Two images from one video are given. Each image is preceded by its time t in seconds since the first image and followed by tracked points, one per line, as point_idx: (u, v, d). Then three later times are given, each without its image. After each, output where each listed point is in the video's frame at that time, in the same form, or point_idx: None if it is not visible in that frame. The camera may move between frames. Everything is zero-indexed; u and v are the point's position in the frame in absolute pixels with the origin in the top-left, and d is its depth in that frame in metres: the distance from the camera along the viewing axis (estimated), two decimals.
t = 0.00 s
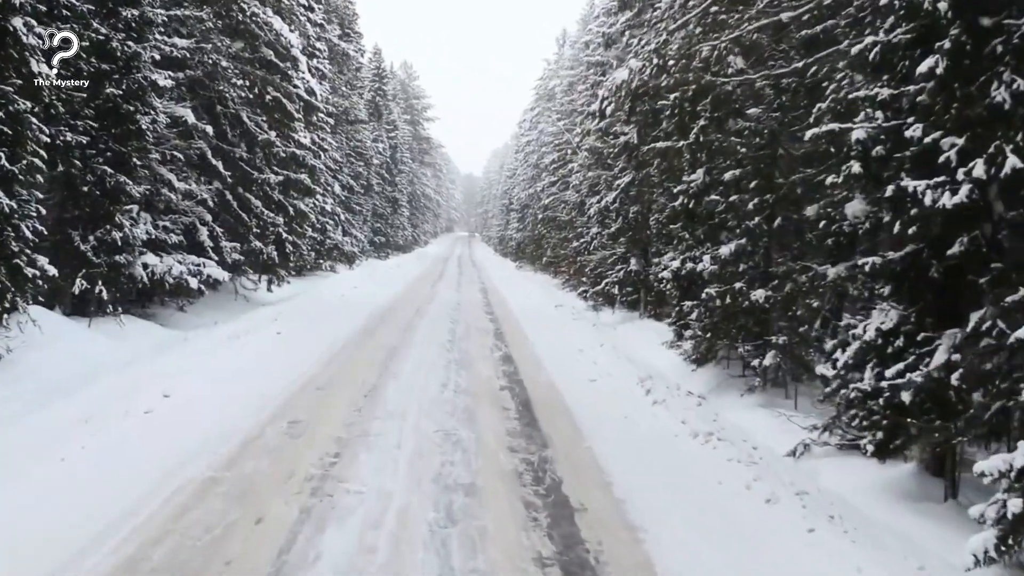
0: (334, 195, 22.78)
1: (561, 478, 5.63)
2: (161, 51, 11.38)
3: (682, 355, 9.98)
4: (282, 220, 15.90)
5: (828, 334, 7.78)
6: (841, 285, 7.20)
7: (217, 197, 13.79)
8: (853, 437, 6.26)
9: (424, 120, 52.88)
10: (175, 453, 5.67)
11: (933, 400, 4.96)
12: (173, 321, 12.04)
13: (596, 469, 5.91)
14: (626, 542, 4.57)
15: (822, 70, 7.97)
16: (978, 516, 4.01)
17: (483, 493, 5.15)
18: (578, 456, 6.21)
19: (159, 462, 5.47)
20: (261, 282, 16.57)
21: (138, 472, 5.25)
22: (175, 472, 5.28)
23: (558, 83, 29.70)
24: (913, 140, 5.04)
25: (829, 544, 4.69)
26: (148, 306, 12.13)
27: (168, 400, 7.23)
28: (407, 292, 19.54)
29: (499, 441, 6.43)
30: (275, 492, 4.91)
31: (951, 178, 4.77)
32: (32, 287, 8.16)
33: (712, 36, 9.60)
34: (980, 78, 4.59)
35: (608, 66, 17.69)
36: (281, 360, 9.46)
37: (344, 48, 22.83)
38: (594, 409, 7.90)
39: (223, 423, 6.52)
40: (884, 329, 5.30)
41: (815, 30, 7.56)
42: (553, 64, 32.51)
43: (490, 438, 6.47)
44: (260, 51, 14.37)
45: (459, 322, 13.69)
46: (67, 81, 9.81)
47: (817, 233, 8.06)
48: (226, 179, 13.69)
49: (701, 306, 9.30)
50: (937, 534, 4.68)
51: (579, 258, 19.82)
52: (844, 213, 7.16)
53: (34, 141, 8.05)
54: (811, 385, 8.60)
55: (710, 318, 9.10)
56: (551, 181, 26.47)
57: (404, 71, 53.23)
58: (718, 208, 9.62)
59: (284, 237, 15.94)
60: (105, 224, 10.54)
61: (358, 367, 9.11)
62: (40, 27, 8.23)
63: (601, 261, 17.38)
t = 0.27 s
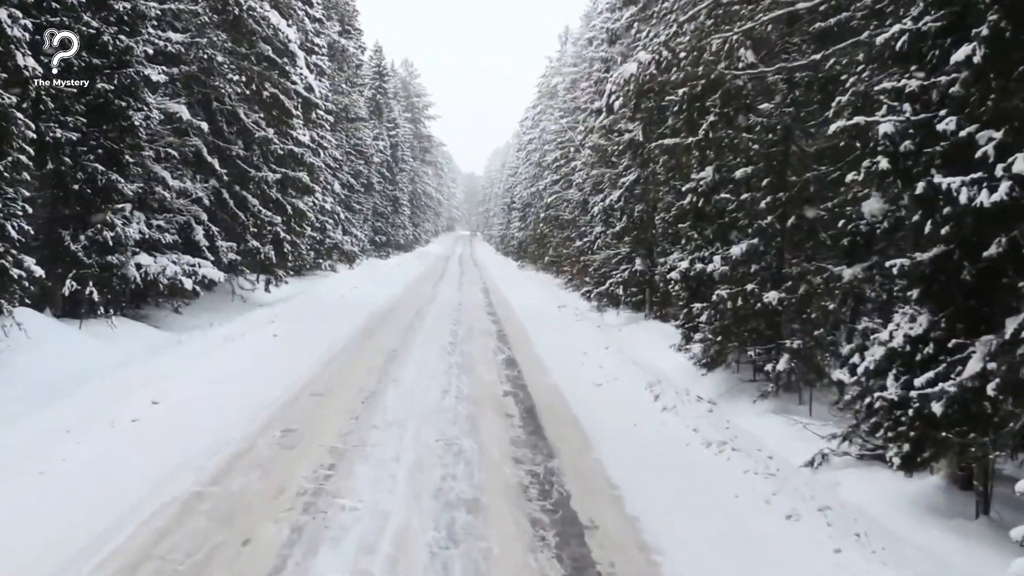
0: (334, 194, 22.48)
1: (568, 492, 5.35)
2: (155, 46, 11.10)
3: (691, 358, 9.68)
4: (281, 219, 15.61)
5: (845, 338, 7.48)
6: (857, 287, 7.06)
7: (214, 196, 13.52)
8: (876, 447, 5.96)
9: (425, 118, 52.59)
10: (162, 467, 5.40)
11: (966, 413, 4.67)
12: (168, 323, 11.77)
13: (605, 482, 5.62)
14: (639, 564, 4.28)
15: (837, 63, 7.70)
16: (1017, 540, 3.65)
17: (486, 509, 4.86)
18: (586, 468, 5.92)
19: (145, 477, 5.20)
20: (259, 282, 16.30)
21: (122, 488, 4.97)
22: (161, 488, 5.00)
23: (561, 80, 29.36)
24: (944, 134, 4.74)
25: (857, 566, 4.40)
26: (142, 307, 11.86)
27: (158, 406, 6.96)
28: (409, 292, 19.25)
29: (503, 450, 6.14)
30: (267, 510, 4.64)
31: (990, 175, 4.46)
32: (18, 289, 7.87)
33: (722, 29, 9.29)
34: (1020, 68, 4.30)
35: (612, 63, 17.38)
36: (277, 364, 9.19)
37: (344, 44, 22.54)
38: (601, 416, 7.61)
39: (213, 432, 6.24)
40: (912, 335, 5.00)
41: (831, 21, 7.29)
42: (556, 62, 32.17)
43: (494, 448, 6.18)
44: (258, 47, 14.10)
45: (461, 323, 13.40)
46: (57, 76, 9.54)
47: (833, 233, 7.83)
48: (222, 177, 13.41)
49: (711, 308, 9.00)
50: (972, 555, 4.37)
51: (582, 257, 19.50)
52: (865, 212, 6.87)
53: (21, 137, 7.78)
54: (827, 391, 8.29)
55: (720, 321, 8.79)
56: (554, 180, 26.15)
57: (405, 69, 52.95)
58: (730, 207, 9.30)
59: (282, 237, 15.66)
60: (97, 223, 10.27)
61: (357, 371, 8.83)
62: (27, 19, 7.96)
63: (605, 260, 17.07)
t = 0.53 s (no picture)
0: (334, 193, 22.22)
1: (576, 506, 5.07)
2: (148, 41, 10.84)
3: (699, 361, 9.41)
4: (278, 218, 15.34)
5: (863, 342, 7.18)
6: (873, 288, 6.85)
7: (210, 195, 13.27)
8: (897, 457, 5.68)
9: (426, 116, 52.29)
10: (149, 479, 5.11)
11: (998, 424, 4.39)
12: (162, 324, 11.51)
13: (614, 495, 5.34)
14: None
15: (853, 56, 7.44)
16: None
17: (489, 526, 4.59)
18: (594, 480, 5.64)
19: (129, 491, 4.92)
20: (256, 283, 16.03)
21: (104, 503, 4.69)
22: (146, 503, 4.72)
23: (563, 77, 29.10)
24: (976, 128, 4.46)
25: None
26: (136, 308, 11.61)
27: (147, 413, 6.67)
28: (409, 292, 18.98)
29: (506, 460, 5.88)
30: (257, 527, 4.37)
31: None
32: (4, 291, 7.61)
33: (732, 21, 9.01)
34: None
35: (616, 59, 17.11)
36: (273, 367, 8.91)
37: (343, 41, 22.28)
38: (607, 422, 7.34)
39: (204, 440, 5.95)
40: (940, 341, 4.72)
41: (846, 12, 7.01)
42: (558, 59, 31.89)
43: (497, 458, 5.90)
44: (255, 43, 13.86)
45: (462, 324, 13.12)
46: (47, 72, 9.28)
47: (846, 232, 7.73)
48: (218, 175, 13.15)
49: (720, 311, 8.65)
50: None
51: (585, 257, 19.22)
52: (881, 211, 6.84)
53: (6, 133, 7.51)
54: (841, 396, 8.00)
55: (730, 324, 8.49)
56: (556, 179, 25.86)
57: (406, 68, 52.71)
58: (740, 206, 8.96)
59: (280, 236, 15.39)
60: (89, 223, 10.02)
61: (355, 375, 8.55)
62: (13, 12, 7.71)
63: (608, 260, 16.79)
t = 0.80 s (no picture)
0: (332, 191, 21.96)
1: (583, 520, 4.82)
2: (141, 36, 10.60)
3: (706, 364, 9.16)
4: (276, 217, 15.09)
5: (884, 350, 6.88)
6: (888, 290, 6.63)
7: (206, 193, 13.03)
8: (918, 467, 5.44)
9: (426, 115, 52.02)
10: (133, 491, 4.87)
11: None
12: (156, 325, 11.26)
13: (623, 508, 5.09)
14: None
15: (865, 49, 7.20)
16: None
17: (492, 542, 4.35)
18: (600, 491, 5.39)
19: (114, 502, 4.68)
20: (254, 283, 15.78)
21: (83, 517, 4.45)
22: (132, 516, 4.49)
23: (564, 75, 28.83)
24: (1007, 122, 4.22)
25: None
26: (129, 309, 11.36)
27: (135, 420, 6.42)
28: (409, 293, 18.72)
29: (509, 470, 5.63)
30: (246, 544, 4.13)
31: None
32: None
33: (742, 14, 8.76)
34: None
35: (618, 56, 16.84)
36: (268, 371, 8.65)
37: (342, 38, 22.03)
38: (613, 428, 7.08)
39: (192, 450, 5.70)
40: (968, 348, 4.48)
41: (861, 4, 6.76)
42: (559, 57, 31.62)
43: (499, 468, 5.65)
44: (253, 40, 13.66)
45: (462, 326, 12.87)
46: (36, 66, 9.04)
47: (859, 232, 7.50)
48: (214, 174, 12.91)
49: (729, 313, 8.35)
50: None
51: (588, 257, 18.96)
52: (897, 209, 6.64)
53: None
54: (855, 401, 7.74)
55: (740, 326, 8.22)
56: (557, 178, 25.59)
57: (406, 66, 52.51)
58: (751, 205, 8.67)
59: (277, 236, 15.13)
60: (79, 222, 9.77)
61: (352, 379, 8.29)
62: None
63: (611, 260, 16.52)
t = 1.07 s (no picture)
0: (331, 190, 21.68)
1: (591, 536, 4.56)
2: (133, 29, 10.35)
3: (714, 367, 8.89)
4: (273, 216, 14.82)
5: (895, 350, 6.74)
6: (907, 291, 6.35)
7: (201, 191, 12.78)
8: (942, 477, 5.18)
9: (426, 113, 51.73)
10: (116, 504, 4.62)
11: None
12: (150, 326, 11.00)
13: (633, 523, 4.82)
14: None
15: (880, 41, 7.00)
16: None
17: (495, 561, 4.10)
18: (609, 504, 5.13)
19: (97, 516, 4.44)
20: (251, 282, 15.52)
21: (63, 531, 4.21)
22: (115, 531, 4.25)
23: (565, 73, 28.53)
24: None
25: None
26: (122, 310, 11.10)
27: (121, 426, 6.15)
28: (409, 292, 18.45)
29: (513, 481, 5.37)
30: (234, 563, 3.87)
31: None
32: None
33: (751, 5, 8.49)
34: None
35: (621, 52, 16.57)
36: (262, 373, 8.37)
37: (341, 34, 21.74)
38: (620, 434, 6.82)
39: (180, 458, 5.44)
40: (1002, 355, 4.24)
41: None
42: (560, 54, 31.32)
43: (502, 478, 5.39)
44: (249, 35, 13.51)
45: (463, 327, 12.60)
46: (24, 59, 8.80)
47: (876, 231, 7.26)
48: (209, 171, 12.65)
49: (738, 314, 8.07)
50: None
51: (590, 256, 18.69)
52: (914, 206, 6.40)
53: None
54: (870, 406, 7.47)
55: (749, 328, 7.95)
56: (558, 176, 25.32)
57: (406, 64, 52.21)
58: (761, 202, 8.38)
59: (274, 235, 14.86)
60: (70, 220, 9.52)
61: (350, 382, 8.02)
62: None
63: (614, 259, 16.19)
